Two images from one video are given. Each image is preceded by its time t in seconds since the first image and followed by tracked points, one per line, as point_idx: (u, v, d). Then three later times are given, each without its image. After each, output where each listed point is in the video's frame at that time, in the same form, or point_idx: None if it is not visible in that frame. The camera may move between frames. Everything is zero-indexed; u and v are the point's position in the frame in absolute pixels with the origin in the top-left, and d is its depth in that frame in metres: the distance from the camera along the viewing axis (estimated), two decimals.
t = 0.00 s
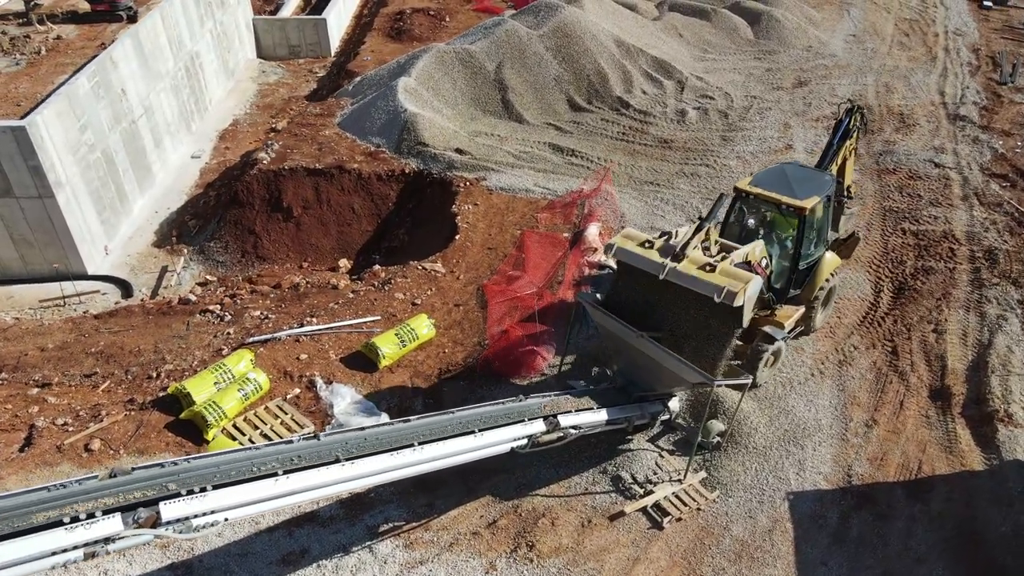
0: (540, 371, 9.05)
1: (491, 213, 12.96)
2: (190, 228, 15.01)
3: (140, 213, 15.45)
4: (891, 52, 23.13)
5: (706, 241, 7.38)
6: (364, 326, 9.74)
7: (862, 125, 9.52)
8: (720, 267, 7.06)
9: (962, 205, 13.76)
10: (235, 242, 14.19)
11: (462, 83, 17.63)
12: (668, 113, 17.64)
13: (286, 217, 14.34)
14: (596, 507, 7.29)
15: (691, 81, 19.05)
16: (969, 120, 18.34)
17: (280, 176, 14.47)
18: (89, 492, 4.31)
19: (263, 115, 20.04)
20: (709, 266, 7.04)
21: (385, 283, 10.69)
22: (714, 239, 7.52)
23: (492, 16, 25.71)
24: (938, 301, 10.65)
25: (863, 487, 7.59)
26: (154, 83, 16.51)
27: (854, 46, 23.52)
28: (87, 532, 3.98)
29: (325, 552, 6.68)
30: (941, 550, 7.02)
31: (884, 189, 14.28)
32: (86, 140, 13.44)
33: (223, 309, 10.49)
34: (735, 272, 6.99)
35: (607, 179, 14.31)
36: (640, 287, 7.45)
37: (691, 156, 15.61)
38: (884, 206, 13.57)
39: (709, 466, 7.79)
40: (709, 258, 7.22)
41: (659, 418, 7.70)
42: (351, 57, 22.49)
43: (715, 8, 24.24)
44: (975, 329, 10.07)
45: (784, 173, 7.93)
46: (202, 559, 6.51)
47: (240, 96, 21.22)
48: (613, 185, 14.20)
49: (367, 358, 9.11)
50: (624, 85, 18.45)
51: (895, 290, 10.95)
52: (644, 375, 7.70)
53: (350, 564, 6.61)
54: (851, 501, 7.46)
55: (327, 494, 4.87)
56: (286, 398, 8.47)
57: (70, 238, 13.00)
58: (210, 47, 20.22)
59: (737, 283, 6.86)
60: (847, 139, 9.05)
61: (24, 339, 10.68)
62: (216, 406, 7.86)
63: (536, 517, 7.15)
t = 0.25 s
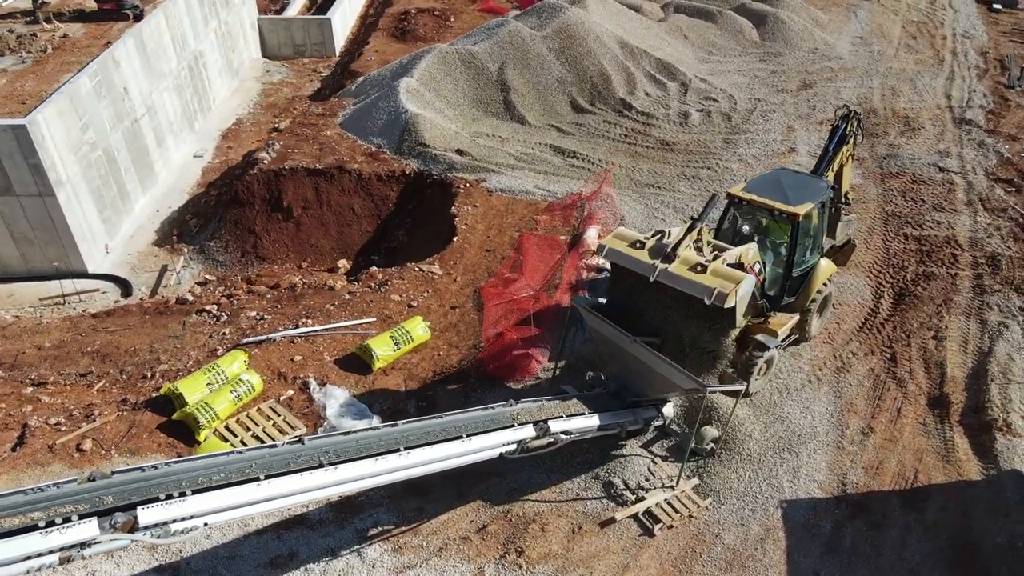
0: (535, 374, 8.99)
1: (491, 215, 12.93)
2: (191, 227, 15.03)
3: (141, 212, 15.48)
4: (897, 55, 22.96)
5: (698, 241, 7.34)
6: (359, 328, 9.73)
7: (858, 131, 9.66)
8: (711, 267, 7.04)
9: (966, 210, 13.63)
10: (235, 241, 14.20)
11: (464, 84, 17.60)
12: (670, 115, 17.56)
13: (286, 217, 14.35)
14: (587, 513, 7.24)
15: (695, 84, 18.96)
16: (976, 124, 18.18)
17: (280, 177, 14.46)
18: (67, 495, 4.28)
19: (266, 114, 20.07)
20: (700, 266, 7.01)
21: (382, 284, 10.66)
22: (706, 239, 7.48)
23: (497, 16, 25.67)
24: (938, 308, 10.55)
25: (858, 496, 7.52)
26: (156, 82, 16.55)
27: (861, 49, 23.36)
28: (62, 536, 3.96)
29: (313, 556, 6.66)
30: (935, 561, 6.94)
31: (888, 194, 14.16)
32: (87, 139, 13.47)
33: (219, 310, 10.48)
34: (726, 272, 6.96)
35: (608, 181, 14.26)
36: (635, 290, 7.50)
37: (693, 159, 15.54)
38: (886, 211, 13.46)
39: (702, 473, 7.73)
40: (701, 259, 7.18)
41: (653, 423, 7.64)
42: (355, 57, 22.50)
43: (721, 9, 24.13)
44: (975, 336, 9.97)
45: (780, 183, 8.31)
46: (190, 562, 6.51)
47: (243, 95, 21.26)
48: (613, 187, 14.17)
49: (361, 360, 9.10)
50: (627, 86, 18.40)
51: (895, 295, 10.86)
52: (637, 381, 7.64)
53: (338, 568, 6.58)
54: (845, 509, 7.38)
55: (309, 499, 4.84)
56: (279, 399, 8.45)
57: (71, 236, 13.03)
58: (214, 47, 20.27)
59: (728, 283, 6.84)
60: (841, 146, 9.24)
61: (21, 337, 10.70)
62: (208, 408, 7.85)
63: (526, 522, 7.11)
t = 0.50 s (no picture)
0: (532, 378, 8.93)
1: (492, 216, 12.90)
2: (193, 226, 15.06)
3: (144, 210, 15.52)
4: (905, 58, 22.79)
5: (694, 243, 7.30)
6: (356, 329, 9.70)
7: (858, 135, 9.64)
8: (706, 268, 6.98)
9: (971, 215, 13.50)
10: (236, 240, 14.22)
11: (468, 85, 17.58)
12: (675, 117, 17.47)
13: (288, 217, 14.37)
14: (579, 518, 7.19)
15: (700, 86, 18.86)
16: (984, 129, 18.01)
17: (282, 177, 14.43)
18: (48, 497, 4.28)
19: (270, 113, 20.10)
20: (695, 267, 6.98)
21: (380, 285, 10.65)
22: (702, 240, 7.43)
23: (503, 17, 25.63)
24: (941, 314, 10.45)
25: (854, 505, 7.44)
26: (161, 80, 16.58)
27: (868, 52, 23.20)
28: (41, 539, 3.95)
29: (303, 558, 6.64)
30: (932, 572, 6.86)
31: (892, 199, 14.04)
32: (90, 137, 13.50)
33: (218, 309, 10.48)
34: (721, 274, 6.92)
35: (610, 183, 14.22)
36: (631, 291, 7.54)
37: (696, 161, 15.46)
38: (890, 216, 13.35)
39: (697, 479, 7.68)
40: (696, 260, 7.14)
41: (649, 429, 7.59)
42: (361, 56, 22.50)
43: (727, 11, 24.02)
44: (978, 343, 9.86)
45: (777, 186, 8.30)
46: (180, 563, 6.50)
47: (249, 94, 21.30)
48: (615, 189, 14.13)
49: (357, 361, 9.08)
50: (632, 88, 18.32)
51: (898, 301, 10.76)
52: (633, 386, 7.62)
53: (328, 570, 6.56)
54: (841, 518, 7.31)
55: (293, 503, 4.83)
56: (274, 400, 8.44)
57: (73, 234, 13.06)
58: (219, 45, 20.31)
59: (723, 285, 6.79)
60: (841, 149, 9.22)
61: (20, 334, 10.72)
62: (203, 409, 7.84)
63: (518, 527, 7.07)
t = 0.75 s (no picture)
0: (528, 382, 8.89)
1: (493, 218, 12.86)
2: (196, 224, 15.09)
3: (148, 208, 15.57)
4: (914, 61, 22.61)
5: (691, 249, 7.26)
6: (354, 330, 9.68)
7: (861, 140, 9.56)
8: (703, 275, 6.93)
9: (978, 221, 13.36)
10: (238, 239, 14.23)
11: (472, 85, 17.54)
12: (680, 119, 17.38)
13: (290, 216, 14.36)
14: (573, 524, 7.14)
15: (706, 88, 18.75)
16: (993, 133, 17.83)
17: (285, 176, 14.45)
18: (33, 499, 4.27)
19: (276, 112, 20.13)
20: (691, 273, 6.94)
21: (379, 286, 10.62)
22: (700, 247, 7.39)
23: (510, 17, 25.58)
24: (945, 322, 10.34)
25: (851, 514, 7.36)
26: (166, 78, 16.63)
27: (877, 55, 23.02)
28: (23, 540, 3.95)
29: (294, 561, 6.61)
30: None
31: (898, 204, 13.91)
32: (94, 135, 13.54)
33: (217, 309, 10.48)
34: (718, 280, 6.85)
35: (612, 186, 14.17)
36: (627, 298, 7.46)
37: (701, 164, 15.37)
38: (896, 221, 13.22)
39: (692, 486, 7.62)
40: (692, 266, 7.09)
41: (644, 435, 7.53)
42: (367, 56, 22.50)
43: (735, 13, 23.90)
44: (981, 351, 9.75)
45: (777, 192, 8.23)
46: (171, 564, 6.49)
47: (255, 92, 21.34)
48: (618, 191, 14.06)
49: (354, 362, 9.06)
50: (637, 90, 18.24)
51: (901, 308, 10.66)
52: (628, 390, 7.57)
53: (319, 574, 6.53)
54: (838, 528, 7.23)
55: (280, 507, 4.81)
56: (270, 401, 8.42)
57: (76, 232, 13.11)
58: (226, 44, 20.35)
59: (719, 292, 6.72)
60: (844, 155, 9.15)
61: (21, 331, 10.76)
62: (198, 409, 7.84)
63: (511, 532, 7.03)
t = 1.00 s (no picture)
0: (525, 386, 8.85)
1: (495, 220, 12.81)
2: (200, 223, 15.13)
3: (153, 206, 15.62)
4: (926, 65, 22.39)
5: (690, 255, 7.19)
6: (352, 332, 9.66)
7: (867, 146, 9.46)
8: (701, 280, 6.86)
9: (986, 228, 13.19)
10: (241, 238, 14.26)
11: (478, 86, 17.50)
12: (686, 122, 17.27)
13: (293, 216, 14.36)
14: (566, 531, 7.09)
15: (713, 90, 18.63)
16: (1004, 139, 17.62)
17: (289, 175, 14.49)
18: (14, 502, 4.28)
19: (282, 111, 20.16)
20: (689, 279, 6.87)
21: (379, 287, 10.60)
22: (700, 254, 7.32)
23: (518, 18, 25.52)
24: (949, 330, 10.21)
25: (849, 525, 7.27)
26: (173, 77, 16.68)
27: (888, 58, 22.81)
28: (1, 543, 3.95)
29: (284, 564, 6.59)
30: None
31: (905, 209, 13.77)
32: (99, 133, 13.60)
33: (216, 308, 10.49)
34: (716, 286, 6.79)
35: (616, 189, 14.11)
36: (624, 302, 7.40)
37: (706, 167, 15.26)
38: (902, 227, 13.07)
39: (688, 494, 7.54)
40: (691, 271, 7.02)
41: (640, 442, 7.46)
42: (374, 55, 22.51)
43: (744, 15, 23.76)
44: (986, 360, 9.61)
45: (780, 197, 8.12)
46: (161, 565, 6.48)
47: (262, 91, 21.39)
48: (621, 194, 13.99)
49: (351, 364, 9.04)
50: (644, 91, 18.14)
51: (905, 315, 10.53)
52: (625, 395, 7.49)
53: None
54: (834, 539, 7.14)
55: (263, 512, 4.80)
56: (266, 402, 8.41)
57: (80, 229, 13.16)
58: (233, 43, 20.40)
59: (717, 298, 6.67)
60: (848, 161, 9.05)
61: (23, 328, 10.81)
62: (193, 409, 7.84)
63: (503, 538, 6.97)
